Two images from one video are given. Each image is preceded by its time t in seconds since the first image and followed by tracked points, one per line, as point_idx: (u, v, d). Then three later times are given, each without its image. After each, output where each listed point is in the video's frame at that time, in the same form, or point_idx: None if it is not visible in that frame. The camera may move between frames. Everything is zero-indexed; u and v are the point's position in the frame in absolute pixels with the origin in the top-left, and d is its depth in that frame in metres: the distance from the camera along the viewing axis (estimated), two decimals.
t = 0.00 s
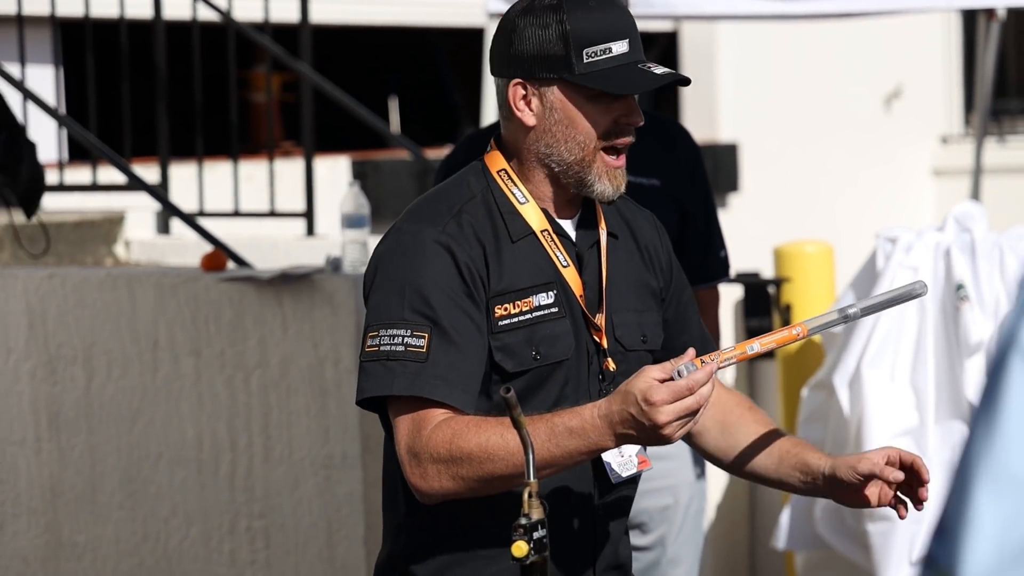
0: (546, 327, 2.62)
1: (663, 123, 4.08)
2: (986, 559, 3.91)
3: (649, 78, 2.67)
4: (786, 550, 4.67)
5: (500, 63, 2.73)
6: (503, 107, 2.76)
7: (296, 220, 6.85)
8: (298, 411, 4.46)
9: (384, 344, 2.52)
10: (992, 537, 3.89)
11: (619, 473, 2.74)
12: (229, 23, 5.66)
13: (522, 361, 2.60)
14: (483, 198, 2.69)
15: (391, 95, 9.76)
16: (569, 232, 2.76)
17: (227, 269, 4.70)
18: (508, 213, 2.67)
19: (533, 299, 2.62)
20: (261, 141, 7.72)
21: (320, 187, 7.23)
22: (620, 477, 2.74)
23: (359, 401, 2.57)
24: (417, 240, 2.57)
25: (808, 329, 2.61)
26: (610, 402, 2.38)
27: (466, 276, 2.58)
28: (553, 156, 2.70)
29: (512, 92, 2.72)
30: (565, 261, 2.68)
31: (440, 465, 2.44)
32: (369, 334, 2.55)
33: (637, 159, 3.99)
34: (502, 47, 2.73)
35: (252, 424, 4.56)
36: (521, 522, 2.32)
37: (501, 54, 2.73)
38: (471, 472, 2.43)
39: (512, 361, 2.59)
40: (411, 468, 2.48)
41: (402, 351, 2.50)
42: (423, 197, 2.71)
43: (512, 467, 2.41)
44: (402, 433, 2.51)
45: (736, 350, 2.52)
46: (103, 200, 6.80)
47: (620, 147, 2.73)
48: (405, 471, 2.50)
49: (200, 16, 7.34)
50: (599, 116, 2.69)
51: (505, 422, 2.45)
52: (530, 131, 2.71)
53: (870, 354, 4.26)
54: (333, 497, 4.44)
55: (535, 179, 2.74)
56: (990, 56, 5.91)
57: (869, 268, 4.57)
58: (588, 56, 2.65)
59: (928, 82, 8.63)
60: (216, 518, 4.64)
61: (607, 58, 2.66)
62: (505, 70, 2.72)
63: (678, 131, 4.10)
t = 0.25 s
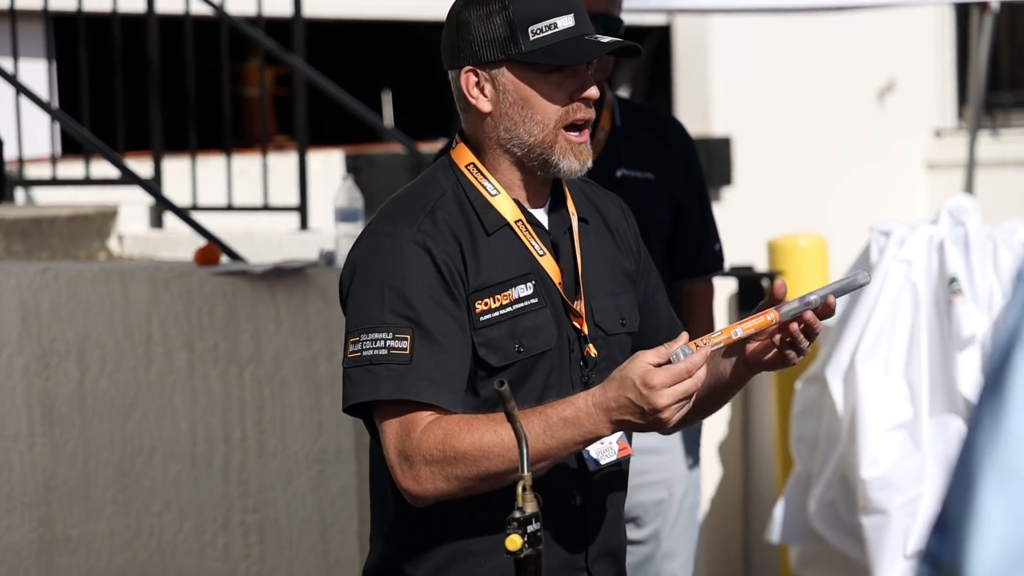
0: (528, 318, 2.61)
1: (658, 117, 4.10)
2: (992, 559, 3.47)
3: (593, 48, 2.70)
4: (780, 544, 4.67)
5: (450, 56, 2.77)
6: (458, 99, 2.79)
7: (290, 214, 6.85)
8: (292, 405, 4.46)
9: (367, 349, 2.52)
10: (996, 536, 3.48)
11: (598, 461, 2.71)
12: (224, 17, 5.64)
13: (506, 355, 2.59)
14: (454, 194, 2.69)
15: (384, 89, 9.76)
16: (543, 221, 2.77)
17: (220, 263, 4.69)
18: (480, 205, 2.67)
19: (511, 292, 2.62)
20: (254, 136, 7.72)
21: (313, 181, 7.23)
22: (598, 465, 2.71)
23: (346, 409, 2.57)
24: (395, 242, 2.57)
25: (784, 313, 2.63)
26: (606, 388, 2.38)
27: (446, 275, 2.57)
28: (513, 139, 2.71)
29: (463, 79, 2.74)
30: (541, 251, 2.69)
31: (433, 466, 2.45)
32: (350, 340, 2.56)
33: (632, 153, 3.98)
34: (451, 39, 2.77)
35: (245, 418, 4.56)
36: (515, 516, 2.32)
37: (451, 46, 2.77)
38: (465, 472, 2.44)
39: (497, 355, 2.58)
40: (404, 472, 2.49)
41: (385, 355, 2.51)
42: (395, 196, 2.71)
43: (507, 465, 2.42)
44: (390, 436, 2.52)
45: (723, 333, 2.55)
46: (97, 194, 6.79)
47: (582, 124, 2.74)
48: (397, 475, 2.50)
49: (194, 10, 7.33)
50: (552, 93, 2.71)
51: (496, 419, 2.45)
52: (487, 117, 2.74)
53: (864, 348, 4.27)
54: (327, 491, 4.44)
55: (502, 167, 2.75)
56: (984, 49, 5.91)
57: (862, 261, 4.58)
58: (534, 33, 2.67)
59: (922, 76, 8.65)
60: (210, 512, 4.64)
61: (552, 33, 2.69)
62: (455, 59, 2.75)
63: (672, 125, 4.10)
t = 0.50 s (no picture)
0: (504, 314, 2.63)
1: (653, 112, 4.11)
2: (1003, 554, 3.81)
3: (552, 40, 2.71)
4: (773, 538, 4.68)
5: (414, 49, 2.80)
6: (424, 93, 2.82)
7: (284, 209, 6.85)
8: (286, 400, 4.46)
9: (345, 353, 2.54)
10: (1007, 536, 3.80)
11: (590, 450, 2.70)
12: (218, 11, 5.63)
13: (484, 351, 2.61)
14: (422, 192, 2.71)
15: (378, 83, 9.76)
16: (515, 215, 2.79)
17: (214, 258, 4.67)
18: (449, 202, 2.68)
19: (486, 287, 2.63)
20: (248, 130, 7.72)
21: (306, 176, 7.22)
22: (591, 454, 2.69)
23: (327, 414, 2.58)
24: (366, 243, 2.58)
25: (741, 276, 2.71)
26: (586, 353, 2.43)
27: (420, 274, 2.59)
28: (475, 132, 2.73)
29: (424, 73, 2.77)
30: (513, 245, 2.71)
31: (423, 459, 2.45)
32: (329, 344, 2.57)
33: (626, 148, 3.98)
34: (414, 35, 2.79)
35: (239, 413, 4.55)
36: (510, 511, 2.31)
37: (415, 40, 2.79)
38: (456, 461, 2.44)
39: (475, 352, 2.60)
40: (395, 472, 2.49)
41: (365, 357, 2.52)
42: (361, 197, 2.71)
43: (499, 445, 2.43)
44: (376, 436, 2.53)
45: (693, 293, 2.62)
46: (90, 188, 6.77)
47: (543, 115, 2.75)
48: (388, 475, 2.50)
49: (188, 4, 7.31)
50: (512, 85, 2.72)
51: (479, 403, 2.47)
52: (448, 110, 2.76)
53: (857, 344, 4.27)
54: (322, 485, 4.44)
55: (468, 163, 2.77)
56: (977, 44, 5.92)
57: (857, 256, 4.58)
58: (493, 26, 2.68)
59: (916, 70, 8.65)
60: (204, 507, 4.64)
61: (513, 26, 2.69)
62: (416, 52, 2.78)
63: (666, 120, 4.11)
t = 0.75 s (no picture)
0: (493, 312, 2.64)
1: (650, 108, 4.11)
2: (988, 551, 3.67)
3: (532, 38, 2.71)
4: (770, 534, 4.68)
5: (395, 44, 2.79)
6: (404, 88, 2.82)
7: (281, 205, 6.85)
8: (282, 396, 4.46)
9: (339, 356, 2.53)
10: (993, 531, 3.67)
11: (566, 449, 2.71)
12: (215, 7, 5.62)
13: (475, 350, 2.62)
14: (406, 193, 2.71)
15: (375, 79, 9.75)
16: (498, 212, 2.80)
17: (210, 254, 4.67)
18: (433, 201, 2.69)
19: (474, 286, 2.64)
20: (244, 126, 7.72)
21: (303, 172, 7.22)
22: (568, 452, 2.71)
23: (321, 418, 2.58)
24: (354, 245, 2.58)
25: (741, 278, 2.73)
26: (583, 349, 2.46)
27: (410, 273, 2.60)
28: (454, 129, 2.73)
29: (405, 68, 2.76)
30: (499, 242, 2.73)
31: (425, 459, 2.44)
32: (321, 348, 2.56)
33: (624, 144, 3.98)
34: (395, 29, 2.79)
35: (235, 410, 4.55)
36: (507, 508, 2.31)
37: (395, 34, 2.78)
38: (459, 460, 2.44)
39: (466, 351, 2.61)
40: (396, 475, 2.48)
41: (361, 359, 2.52)
42: (343, 200, 2.71)
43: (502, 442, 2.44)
44: (374, 438, 2.52)
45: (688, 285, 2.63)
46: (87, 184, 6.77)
47: (523, 114, 2.75)
48: (389, 478, 2.49)
49: None
50: (492, 82, 2.72)
51: (478, 400, 2.47)
52: (428, 106, 2.76)
53: (854, 342, 4.26)
54: (318, 482, 4.45)
55: (448, 160, 2.77)
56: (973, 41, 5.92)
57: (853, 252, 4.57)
58: (472, 22, 2.68)
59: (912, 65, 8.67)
60: (201, 504, 4.64)
61: (492, 23, 2.69)
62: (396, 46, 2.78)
63: (663, 116, 4.10)
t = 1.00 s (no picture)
0: (487, 310, 2.66)
1: (648, 106, 4.11)
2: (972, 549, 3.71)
3: (523, 43, 2.70)
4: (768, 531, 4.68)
5: (387, 42, 2.79)
6: (395, 88, 2.82)
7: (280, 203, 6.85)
8: (281, 394, 4.47)
9: (342, 356, 2.53)
10: (976, 529, 3.70)
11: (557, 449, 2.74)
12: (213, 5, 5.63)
13: (470, 348, 2.63)
14: (396, 192, 2.71)
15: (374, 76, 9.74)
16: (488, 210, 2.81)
17: (209, 252, 4.67)
18: (424, 201, 2.69)
19: (469, 284, 2.66)
20: (243, 124, 7.72)
21: (302, 170, 7.22)
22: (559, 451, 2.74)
23: (323, 418, 2.57)
24: (348, 245, 2.58)
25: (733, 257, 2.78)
26: (594, 344, 2.46)
27: (406, 270, 2.60)
28: (442, 130, 2.73)
29: (395, 67, 2.77)
30: (490, 240, 2.74)
31: (438, 455, 2.45)
32: (323, 349, 2.55)
33: (622, 141, 3.98)
34: (386, 28, 2.79)
35: (234, 408, 4.56)
36: (505, 505, 2.31)
37: (388, 33, 2.79)
38: (472, 456, 2.45)
39: (462, 349, 2.62)
40: (409, 471, 2.47)
41: (365, 358, 2.51)
42: (333, 201, 2.71)
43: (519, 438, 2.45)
44: (384, 436, 2.51)
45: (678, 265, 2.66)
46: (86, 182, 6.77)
47: (512, 117, 2.75)
48: (399, 474, 2.48)
49: None
50: (481, 85, 2.72)
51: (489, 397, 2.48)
52: (417, 106, 2.76)
53: (852, 339, 4.27)
54: (317, 479, 4.45)
55: (436, 161, 2.78)
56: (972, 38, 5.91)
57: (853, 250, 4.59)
58: (464, 26, 2.68)
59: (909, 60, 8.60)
60: (199, 501, 4.64)
61: (484, 27, 2.69)
62: (388, 45, 2.78)
63: (662, 113, 4.10)
